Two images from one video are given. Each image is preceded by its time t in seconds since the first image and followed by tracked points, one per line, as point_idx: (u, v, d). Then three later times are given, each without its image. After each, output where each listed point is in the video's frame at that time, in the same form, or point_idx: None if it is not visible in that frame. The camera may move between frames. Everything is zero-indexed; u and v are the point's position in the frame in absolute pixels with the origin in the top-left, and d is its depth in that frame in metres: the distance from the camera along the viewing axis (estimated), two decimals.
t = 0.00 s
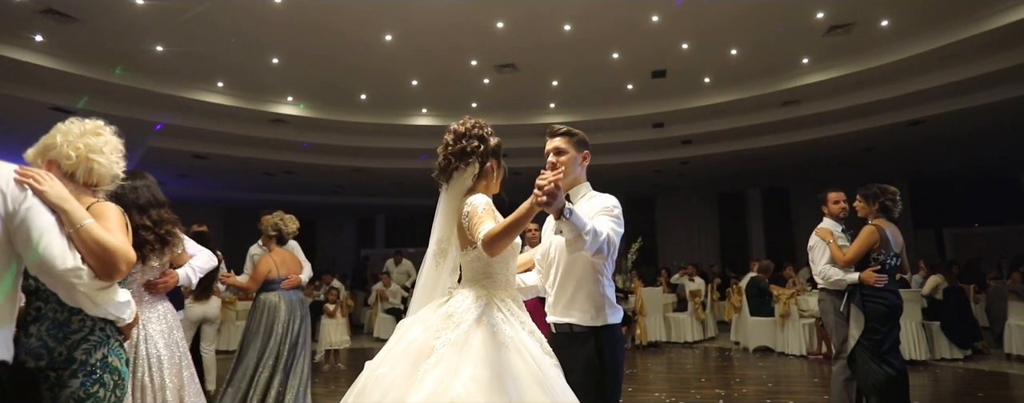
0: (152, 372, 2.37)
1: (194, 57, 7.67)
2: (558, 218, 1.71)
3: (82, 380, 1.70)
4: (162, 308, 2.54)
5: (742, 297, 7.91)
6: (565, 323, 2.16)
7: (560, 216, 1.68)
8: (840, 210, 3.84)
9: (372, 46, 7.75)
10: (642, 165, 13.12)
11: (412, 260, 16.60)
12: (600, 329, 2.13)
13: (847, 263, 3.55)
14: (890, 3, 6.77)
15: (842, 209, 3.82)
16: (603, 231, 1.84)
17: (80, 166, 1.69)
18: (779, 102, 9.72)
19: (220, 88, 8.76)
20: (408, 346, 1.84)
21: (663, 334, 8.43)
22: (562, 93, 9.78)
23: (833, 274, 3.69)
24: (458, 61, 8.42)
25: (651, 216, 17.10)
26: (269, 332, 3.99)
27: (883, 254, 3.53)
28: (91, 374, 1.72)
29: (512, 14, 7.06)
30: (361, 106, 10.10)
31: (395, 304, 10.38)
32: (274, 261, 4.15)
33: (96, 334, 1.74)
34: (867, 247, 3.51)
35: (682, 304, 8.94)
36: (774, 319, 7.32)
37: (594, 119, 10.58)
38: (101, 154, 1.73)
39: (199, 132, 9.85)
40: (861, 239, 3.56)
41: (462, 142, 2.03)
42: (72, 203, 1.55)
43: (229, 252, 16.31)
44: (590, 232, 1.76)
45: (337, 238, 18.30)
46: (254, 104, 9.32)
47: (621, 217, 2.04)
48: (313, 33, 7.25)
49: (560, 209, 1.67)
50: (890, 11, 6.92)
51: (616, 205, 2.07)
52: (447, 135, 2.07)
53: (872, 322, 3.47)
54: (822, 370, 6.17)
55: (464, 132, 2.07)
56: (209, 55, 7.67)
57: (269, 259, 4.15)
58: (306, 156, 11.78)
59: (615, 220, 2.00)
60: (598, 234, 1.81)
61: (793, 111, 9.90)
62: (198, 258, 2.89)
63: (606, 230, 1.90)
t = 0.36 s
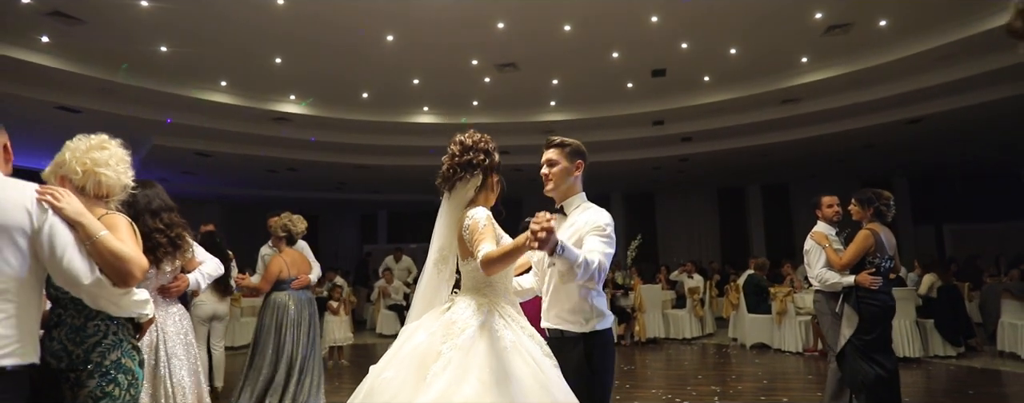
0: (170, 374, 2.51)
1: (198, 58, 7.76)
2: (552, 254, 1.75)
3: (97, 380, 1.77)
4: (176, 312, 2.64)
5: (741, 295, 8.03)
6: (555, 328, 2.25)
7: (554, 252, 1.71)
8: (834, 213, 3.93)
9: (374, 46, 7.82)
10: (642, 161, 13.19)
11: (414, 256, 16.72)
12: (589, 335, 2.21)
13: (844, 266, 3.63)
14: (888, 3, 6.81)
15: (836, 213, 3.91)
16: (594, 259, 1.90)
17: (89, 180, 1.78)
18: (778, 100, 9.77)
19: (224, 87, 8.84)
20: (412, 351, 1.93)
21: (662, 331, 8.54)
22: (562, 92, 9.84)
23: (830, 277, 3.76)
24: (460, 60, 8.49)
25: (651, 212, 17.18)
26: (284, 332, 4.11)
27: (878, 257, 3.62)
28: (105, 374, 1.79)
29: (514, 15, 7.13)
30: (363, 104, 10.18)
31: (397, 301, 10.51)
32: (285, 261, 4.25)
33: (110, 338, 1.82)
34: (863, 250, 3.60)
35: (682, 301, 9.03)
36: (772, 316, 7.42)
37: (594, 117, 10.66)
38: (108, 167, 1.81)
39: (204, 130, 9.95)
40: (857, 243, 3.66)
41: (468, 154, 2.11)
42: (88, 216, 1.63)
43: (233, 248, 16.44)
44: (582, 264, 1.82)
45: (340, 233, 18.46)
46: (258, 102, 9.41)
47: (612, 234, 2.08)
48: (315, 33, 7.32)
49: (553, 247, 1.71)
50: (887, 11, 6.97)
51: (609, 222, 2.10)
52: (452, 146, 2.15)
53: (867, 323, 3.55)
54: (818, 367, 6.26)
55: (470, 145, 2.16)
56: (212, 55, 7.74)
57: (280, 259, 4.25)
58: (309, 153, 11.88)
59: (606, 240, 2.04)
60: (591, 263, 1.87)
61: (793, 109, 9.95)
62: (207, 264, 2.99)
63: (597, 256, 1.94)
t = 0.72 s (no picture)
0: (188, 376, 2.69)
1: (204, 59, 7.84)
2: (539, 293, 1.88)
3: (117, 385, 1.89)
4: (180, 320, 2.76)
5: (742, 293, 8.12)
6: (542, 334, 2.35)
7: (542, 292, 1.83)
8: (829, 218, 4.02)
9: (378, 47, 7.88)
10: (645, 159, 13.21)
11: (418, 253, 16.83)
12: (571, 341, 2.30)
13: (841, 270, 3.68)
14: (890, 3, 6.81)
15: (832, 217, 3.99)
16: (580, 288, 2.01)
17: (100, 196, 1.90)
18: (781, 98, 9.78)
19: (229, 87, 8.94)
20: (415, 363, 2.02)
21: (663, 328, 8.62)
22: (565, 91, 9.88)
23: (827, 281, 3.81)
24: (462, 60, 8.54)
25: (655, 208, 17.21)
26: (293, 333, 4.24)
27: (875, 261, 3.68)
28: (124, 379, 1.90)
29: (515, 16, 7.17)
30: (367, 103, 10.26)
31: (402, 298, 10.63)
32: (293, 263, 4.34)
33: (124, 346, 1.91)
34: (861, 254, 3.66)
35: (683, 298, 9.09)
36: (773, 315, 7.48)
37: (597, 115, 10.70)
38: (116, 183, 1.93)
39: (210, 130, 10.06)
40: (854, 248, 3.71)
41: (466, 174, 2.20)
42: (102, 225, 1.74)
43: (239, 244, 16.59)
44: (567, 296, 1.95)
45: (345, 229, 18.60)
46: (263, 102, 9.51)
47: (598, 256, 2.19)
48: (318, 34, 7.38)
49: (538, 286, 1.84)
50: (889, 11, 6.97)
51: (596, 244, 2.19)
52: (452, 165, 2.23)
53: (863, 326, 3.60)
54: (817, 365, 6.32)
55: (469, 166, 2.24)
56: (217, 57, 7.82)
57: (288, 261, 4.33)
58: (314, 151, 11.97)
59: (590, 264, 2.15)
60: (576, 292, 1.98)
61: (795, 107, 9.95)
62: (205, 276, 3.07)
63: (582, 286, 2.05)
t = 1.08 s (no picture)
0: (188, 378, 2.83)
1: (216, 62, 7.98)
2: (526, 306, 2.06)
3: (140, 390, 2.00)
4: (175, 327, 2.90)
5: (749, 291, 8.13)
6: (534, 337, 2.47)
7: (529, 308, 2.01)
8: (832, 219, 4.02)
9: (387, 47, 7.97)
10: (655, 155, 13.19)
11: (429, 250, 16.98)
12: (561, 345, 2.40)
13: (844, 272, 3.69)
14: None
15: (835, 219, 3.99)
16: (568, 304, 2.20)
17: (110, 210, 2.01)
18: (791, 94, 9.71)
19: (242, 89, 9.09)
20: (418, 367, 2.10)
21: (671, 326, 8.66)
22: (573, 88, 9.90)
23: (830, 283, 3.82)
24: (471, 60, 8.61)
25: (665, 204, 17.17)
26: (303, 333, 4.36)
27: (879, 263, 3.69)
28: (146, 384, 2.01)
29: (522, 17, 7.21)
30: (377, 103, 10.37)
31: (413, 295, 10.77)
32: (302, 265, 4.47)
33: (145, 353, 2.02)
34: (864, 257, 3.65)
35: (692, 296, 9.10)
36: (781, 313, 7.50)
37: (606, 112, 10.71)
38: (124, 198, 2.05)
39: (224, 130, 10.24)
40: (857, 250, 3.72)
41: (466, 193, 2.29)
42: (128, 237, 1.88)
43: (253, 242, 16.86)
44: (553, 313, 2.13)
45: (358, 226, 18.83)
46: (275, 103, 9.67)
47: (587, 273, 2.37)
48: (327, 37, 7.49)
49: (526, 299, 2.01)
50: (900, 7, 6.89)
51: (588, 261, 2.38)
52: (452, 184, 2.32)
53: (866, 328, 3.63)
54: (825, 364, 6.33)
55: (467, 184, 2.32)
56: (230, 60, 7.95)
57: (297, 264, 4.46)
58: (326, 150, 12.13)
59: (579, 280, 2.34)
60: (563, 308, 2.17)
61: (806, 103, 9.88)
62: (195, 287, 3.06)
63: (570, 299, 2.23)
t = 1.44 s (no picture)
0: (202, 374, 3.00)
1: (236, 62, 8.15)
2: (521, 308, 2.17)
3: (170, 387, 2.12)
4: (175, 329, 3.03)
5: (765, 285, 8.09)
6: (534, 334, 2.57)
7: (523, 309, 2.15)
8: (841, 216, 4.00)
9: (401, 45, 8.06)
10: (670, 147, 13.11)
11: (446, 242, 17.15)
12: (559, 343, 2.47)
13: (852, 269, 3.70)
14: None
15: (844, 217, 3.97)
16: (562, 306, 2.29)
17: (138, 219, 2.14)
18: (809, 85, 9.56)
19: (261, 87, 9.28)
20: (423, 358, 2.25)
21: (685, 319, 8.68)
22: (587, 82, 9.89)
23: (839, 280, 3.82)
24: (485, 57, 8.66)
25: (682, 196, 17.05)
26: (318, 331, 4.56)
27: (888, 261, 3.68)
28: (175, 381, 2.13)
29: (534, 14, 7.24)
30: (393, 99, 10.48)
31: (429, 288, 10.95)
32: (309, 264, 4.60)
33: (174, 353, 2.15)
34: (874, 253, 3.66)
35: (706, 289, 9.10)
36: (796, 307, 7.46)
37: (621, 105, 10.67)
38: (148, 207, 2.18)
39: (244, 128, 10.48)
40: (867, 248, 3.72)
41: (466, 202, 2.40)
42: (173, 249, 2.03)
43: (275, 235, 17.23)
44: (546, 314, 2.23)
45: (376, 219, 19.10)
46: (293, 101, 9.84)
47: (584, 274, 2.45)
48: (343, 36, 7.60)
49: (520, 301, 2.12)
50: None
51: (585, 262, 2.46)
52: (455, 191, 2.43)
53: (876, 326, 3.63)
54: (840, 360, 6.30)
55: (468, 191, 2.42)
56: (249, 60, 8.12)
57: (304, 263, 4.59)
58: (343, 145, 12.32)
59: (576, 283, 2.42)
60: (556, 310, 2.26)
61: (824, 94, 9.72)
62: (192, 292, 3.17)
63: (565, 303, 2.32)
